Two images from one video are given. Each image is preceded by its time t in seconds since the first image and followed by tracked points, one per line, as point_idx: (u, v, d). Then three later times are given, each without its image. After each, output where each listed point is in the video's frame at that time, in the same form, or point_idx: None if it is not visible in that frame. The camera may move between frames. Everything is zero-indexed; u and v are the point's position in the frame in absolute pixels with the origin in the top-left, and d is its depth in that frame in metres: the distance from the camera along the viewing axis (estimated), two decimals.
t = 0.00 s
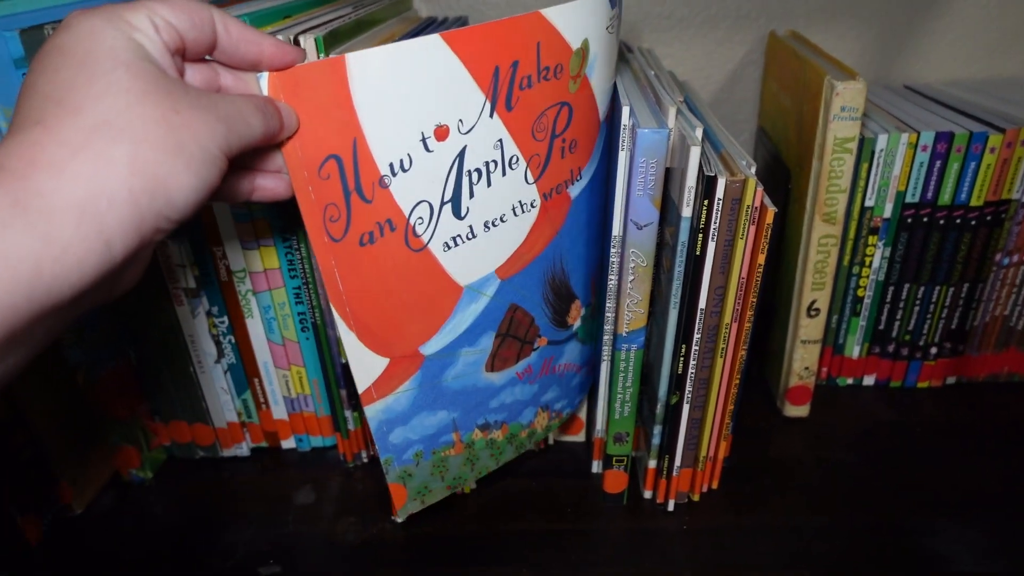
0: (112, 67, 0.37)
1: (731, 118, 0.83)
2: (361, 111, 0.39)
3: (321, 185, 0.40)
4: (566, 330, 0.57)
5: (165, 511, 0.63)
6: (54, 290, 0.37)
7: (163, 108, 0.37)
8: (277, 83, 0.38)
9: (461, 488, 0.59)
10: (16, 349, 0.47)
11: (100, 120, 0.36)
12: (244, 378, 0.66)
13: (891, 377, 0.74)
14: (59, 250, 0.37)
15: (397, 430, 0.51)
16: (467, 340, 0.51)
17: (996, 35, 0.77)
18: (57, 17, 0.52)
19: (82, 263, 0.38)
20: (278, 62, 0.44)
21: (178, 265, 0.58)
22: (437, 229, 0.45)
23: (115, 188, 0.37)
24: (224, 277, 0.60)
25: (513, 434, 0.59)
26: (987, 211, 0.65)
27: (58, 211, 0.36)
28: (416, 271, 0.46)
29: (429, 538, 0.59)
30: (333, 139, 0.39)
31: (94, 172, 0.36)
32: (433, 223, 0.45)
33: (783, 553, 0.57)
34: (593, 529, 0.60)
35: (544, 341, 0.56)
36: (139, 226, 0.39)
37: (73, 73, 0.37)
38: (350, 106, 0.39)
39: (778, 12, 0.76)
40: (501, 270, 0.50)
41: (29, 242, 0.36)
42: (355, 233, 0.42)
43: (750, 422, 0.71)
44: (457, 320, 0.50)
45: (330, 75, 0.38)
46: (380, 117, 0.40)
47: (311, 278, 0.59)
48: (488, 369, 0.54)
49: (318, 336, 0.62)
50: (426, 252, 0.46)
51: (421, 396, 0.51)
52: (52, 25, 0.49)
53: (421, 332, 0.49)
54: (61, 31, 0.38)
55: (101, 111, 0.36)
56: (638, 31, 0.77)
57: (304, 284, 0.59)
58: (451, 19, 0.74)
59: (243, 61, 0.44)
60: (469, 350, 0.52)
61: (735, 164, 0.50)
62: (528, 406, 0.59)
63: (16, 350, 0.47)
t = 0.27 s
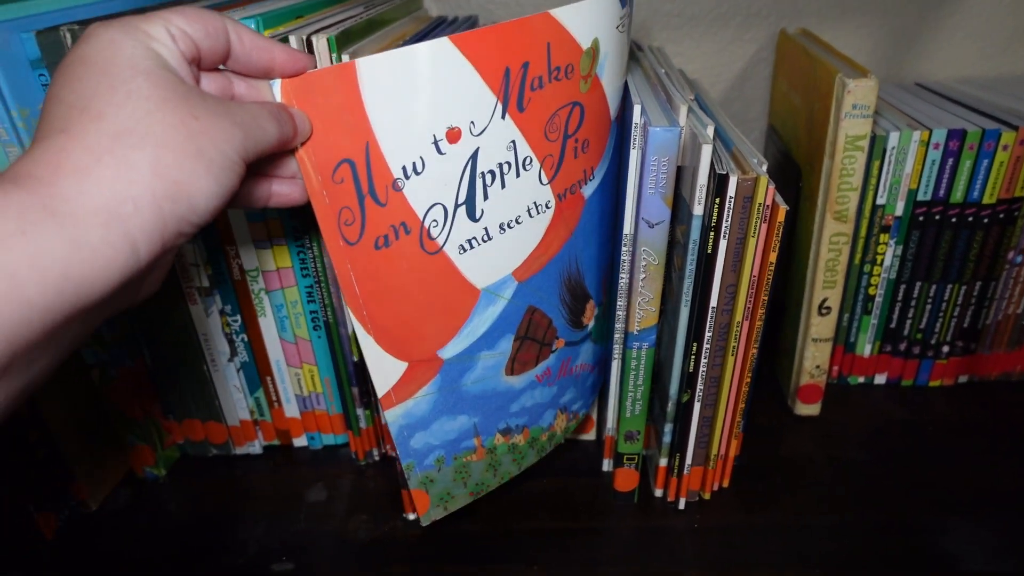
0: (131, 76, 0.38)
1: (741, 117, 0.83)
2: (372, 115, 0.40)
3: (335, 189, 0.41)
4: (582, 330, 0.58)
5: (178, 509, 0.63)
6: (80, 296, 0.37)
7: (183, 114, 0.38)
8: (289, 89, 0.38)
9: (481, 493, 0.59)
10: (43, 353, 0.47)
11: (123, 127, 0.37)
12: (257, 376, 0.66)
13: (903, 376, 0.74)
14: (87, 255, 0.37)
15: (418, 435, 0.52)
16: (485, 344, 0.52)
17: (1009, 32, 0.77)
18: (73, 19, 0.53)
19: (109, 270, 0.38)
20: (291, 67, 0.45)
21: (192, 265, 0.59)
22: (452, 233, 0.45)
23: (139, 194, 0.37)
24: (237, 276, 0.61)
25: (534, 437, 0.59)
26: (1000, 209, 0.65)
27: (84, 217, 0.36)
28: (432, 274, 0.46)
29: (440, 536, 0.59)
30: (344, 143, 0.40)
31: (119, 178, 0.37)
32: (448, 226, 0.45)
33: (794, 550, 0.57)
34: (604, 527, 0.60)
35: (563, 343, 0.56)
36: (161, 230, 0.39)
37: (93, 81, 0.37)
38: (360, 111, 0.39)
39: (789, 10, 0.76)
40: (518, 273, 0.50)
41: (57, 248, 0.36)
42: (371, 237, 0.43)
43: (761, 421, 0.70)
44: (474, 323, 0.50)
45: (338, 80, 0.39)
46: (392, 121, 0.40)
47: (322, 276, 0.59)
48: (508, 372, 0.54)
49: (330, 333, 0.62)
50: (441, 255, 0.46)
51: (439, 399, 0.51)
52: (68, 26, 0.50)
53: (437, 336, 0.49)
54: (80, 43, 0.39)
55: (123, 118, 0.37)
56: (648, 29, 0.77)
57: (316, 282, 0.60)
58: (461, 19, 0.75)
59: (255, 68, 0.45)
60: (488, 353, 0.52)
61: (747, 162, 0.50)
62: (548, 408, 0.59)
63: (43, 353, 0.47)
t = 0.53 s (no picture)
0: (139, 80, 0.38)
1: (744, 116, 0.82)
2: (378, 116, 0.40)
3: (341, 191, 0.41)
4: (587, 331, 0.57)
5: (182, 509, 0.63)
6: (87, 302, 0.37)
7: (190, 118, 0.38)
8: (295, 91, 0.38)
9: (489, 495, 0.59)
10: (50, 358, 0.47)
11: (131, 131, 0.37)
12: (261, 377, 0.66)
13: (907, 375, 0.74)
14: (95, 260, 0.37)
15: (425, 437, 0.52)
16: (492, 345, 0.52)
17: (1013, 30, 0.76)
18: (78, 22, 0.53)
19: (116, 275, 0.38)
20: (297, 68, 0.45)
21: (196, 266, 0.59)
22: (458, 234, 0.45)
23: (147, 198, 0.37)
24: (240, 277, 0.61)
25: (541, 438, 0.59)
26: (1005, 207, 0.65)
27: (93, 222, 0.36)
28: (439, 276, 0.46)
29: (444, 536, 0.59)
30: (350, 145, 0.40)
31: (128, 182, 0.37)
32: (455, 227, 0.45)
33: (799, 550, 0.57)
34: (609, 527, 0.60)
35: (569, 344, 0.56)
36: (168, 235, 0.39)
37: (101, 86, 0.37)
38: (366, 113, 0.39)
39: (792, 9, 0.76)
40: (524, 274, 0.50)
41: (67, 254, 0.36)
42: (377, 238, 0.43)
43: (764, 421, 0.70)
44: (481, 324, 0.50)
45: (344, 82, 0.39)
46: (398, 123, 0.40)
47: (326, 277, 0.59)
48: (515, 374, 0.54)
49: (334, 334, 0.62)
50: (448, 257, 0.46)
51: (446, 401, 0.51)
52: (71, 28, 0.50)
53: (443, 338, 0.49)
54: (87, 47, 0.39)
55: (131, 122, 0.37)
56: (650, 29, 0.77)
57: (319, 283, 0.60)
58: (463, 20, 0.75)
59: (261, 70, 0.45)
60: (494, 355, 0.52)
61: (750, 162, 0.50)
62: (555, 409, 0.59)
63: (50, 359, 0.47)
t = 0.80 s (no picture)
0: (144, 86, 0.38)
1: (745, 116, 0.82)
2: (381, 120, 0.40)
3: (345, 195, 0.41)
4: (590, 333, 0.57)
5: (184, 512, 0.63)
6: (91, 309, 0.38)
7: (195, 125, 0.38)
8: (299, 96, 0.39)
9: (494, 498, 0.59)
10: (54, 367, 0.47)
11: (136, 140, 0.37)
12: (263, 380, 0.66)
13: (909, 376, 0.74)
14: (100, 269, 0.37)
15: (430, 441, 0.52)
16: (497, 349, 0.52)
17: (1014, 30, 0.76)
18: (79, 26, 0.53)
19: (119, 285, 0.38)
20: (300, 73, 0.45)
21: (197, 269, 0.59)
22: (462, 238, 0.45)
23: (152, 207, 0.37)
24: (242, 280, 0.61)
25: (545, 441, 0.59)
26: (1006, 207, 0.65)
27: (98, 230, 0.36)
28: (442, 280, 0.46)
29: (446, 539, 0.59)
30: (354, 149, 0.40)
31: (133, 192, 0.37)
32: (459, 231, 0.45)
33: (801, 551, 0.57)
34: (610, 528, 0.60)
35: (572, 347, 0.56)
36: (173, 242, 0.39)
37: (105, 93, 0.37)
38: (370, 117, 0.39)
39: (792, 9, 0.76)
40: (529, 277, 0.50)
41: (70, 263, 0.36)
42: (381, 242, 0.43)
43: (767, 422, 0.70)
44: (486, 328, 0.50)
45: (347, 86, 0.39)
46: (401, 127, 0.40)
47: (327, 280, 0.59)
48: (519, 377, 0.54)
49: (335, 337, 0.62)
50: (452, 261, 0.46)
51: (451, 404, 0.52)
52: (72, 33, 0.49)
53: (447, 342, 0.49)
54: (90, 52, 0.39)
55: (137, 131, 0.37)
56: (651, 30, 0.77)
57: (321, 286, 0.60)
58: (463, 22, 0.75)
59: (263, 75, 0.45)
60: (499, 358, 0.52)
61: (750, 163, 0.50)
62: (559, 412, 0.59)
63: (55, 367, 0.47)
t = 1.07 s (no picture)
0: (153, 90, 0.38)
1: (746, 122, 0.83)
2: (388, 122, 0.40)
3: (352, 197, 0.41)
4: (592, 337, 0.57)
5: (183, 513, 0.63)
6: (102, 313, 0.37)
7: (204, 129, 0.38)
8: (307, 96, 0.39)
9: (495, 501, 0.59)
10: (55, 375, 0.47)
11: (146, 145, 0.37)
12: (263, 381, 0.67)
13: (908, 382, 0.74)
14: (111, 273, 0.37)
15: (432, 443, 0.52)
16: (500, 352, 0.52)
17: (1014, 38, 0.77)
18: (82, 26, 0.53)
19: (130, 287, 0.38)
20: (308, 75, 0.46)
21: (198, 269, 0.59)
22: (467, 241, 0.45)
23: (164, 209, 0.37)
24: (243, 281, 0.61)
25: (547, 445, 0.59)
26: (1006, 215, 0.65)
27: (111, 233, 0.36)
28: (447, 282, 0.46)
29: (445, 541, 0.59)
30: (362, 151, 0.40)
31: (145, 196, 0.37)
32: (464, 234, 0.45)
33: (799, 555, 0.57)
34: (610, 532, 0.60)
35: (575, 350, 0.56)
36: (182, 245, 0.39)
37: (117, 96, 0.37)
38: (377, 118, 0.40)
39: (794, 15, 0.76)
40: (533, 281, 0.50)
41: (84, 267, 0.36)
42: (386, 244, 0.43)
43: (766, 427, 0.70)
44: (489, 331, 0.50)
45: (356, 87, 0.39)
46: (408, 129, 0.40)
47: (329, 281, 0.59)
48: (523, 381, 0.54)
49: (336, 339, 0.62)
50: (457, 264, 0.46)
51: (453, 407, 0.52)
52: (77, 33, 0.50)
53: (451, 345, 0.49)
54: (99, 55, 0.39)
55: (147, 135, 0.37)
56: (653, 35, 0.78)
57: (322, 287, 0.60)
58: (467, 25, 0.76)
59: (272, 77, 0.45)
60: (502, 361, 0.52)
61: (752, 168, 0.50)
62: (561, 416, 0.59)
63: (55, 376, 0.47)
